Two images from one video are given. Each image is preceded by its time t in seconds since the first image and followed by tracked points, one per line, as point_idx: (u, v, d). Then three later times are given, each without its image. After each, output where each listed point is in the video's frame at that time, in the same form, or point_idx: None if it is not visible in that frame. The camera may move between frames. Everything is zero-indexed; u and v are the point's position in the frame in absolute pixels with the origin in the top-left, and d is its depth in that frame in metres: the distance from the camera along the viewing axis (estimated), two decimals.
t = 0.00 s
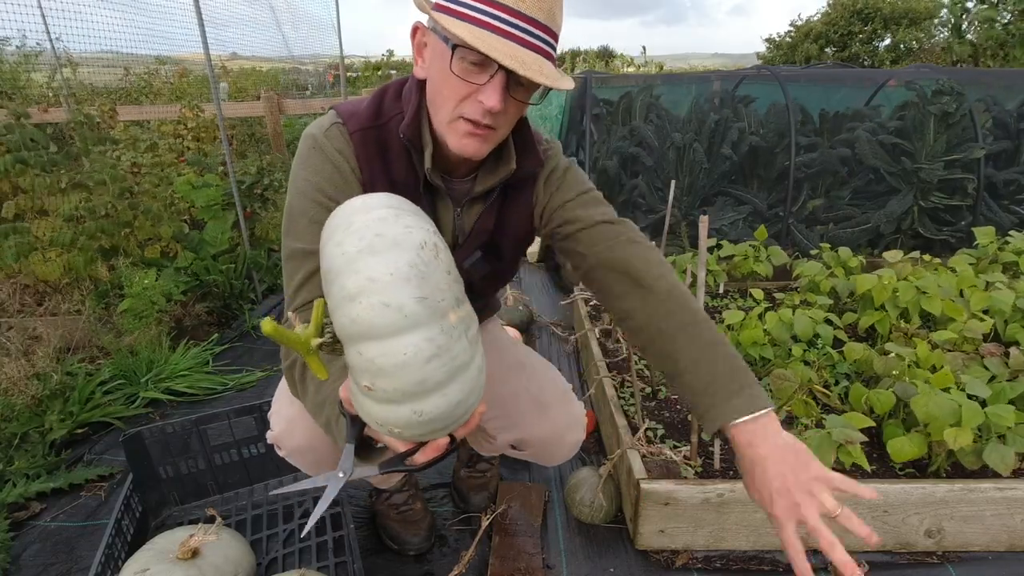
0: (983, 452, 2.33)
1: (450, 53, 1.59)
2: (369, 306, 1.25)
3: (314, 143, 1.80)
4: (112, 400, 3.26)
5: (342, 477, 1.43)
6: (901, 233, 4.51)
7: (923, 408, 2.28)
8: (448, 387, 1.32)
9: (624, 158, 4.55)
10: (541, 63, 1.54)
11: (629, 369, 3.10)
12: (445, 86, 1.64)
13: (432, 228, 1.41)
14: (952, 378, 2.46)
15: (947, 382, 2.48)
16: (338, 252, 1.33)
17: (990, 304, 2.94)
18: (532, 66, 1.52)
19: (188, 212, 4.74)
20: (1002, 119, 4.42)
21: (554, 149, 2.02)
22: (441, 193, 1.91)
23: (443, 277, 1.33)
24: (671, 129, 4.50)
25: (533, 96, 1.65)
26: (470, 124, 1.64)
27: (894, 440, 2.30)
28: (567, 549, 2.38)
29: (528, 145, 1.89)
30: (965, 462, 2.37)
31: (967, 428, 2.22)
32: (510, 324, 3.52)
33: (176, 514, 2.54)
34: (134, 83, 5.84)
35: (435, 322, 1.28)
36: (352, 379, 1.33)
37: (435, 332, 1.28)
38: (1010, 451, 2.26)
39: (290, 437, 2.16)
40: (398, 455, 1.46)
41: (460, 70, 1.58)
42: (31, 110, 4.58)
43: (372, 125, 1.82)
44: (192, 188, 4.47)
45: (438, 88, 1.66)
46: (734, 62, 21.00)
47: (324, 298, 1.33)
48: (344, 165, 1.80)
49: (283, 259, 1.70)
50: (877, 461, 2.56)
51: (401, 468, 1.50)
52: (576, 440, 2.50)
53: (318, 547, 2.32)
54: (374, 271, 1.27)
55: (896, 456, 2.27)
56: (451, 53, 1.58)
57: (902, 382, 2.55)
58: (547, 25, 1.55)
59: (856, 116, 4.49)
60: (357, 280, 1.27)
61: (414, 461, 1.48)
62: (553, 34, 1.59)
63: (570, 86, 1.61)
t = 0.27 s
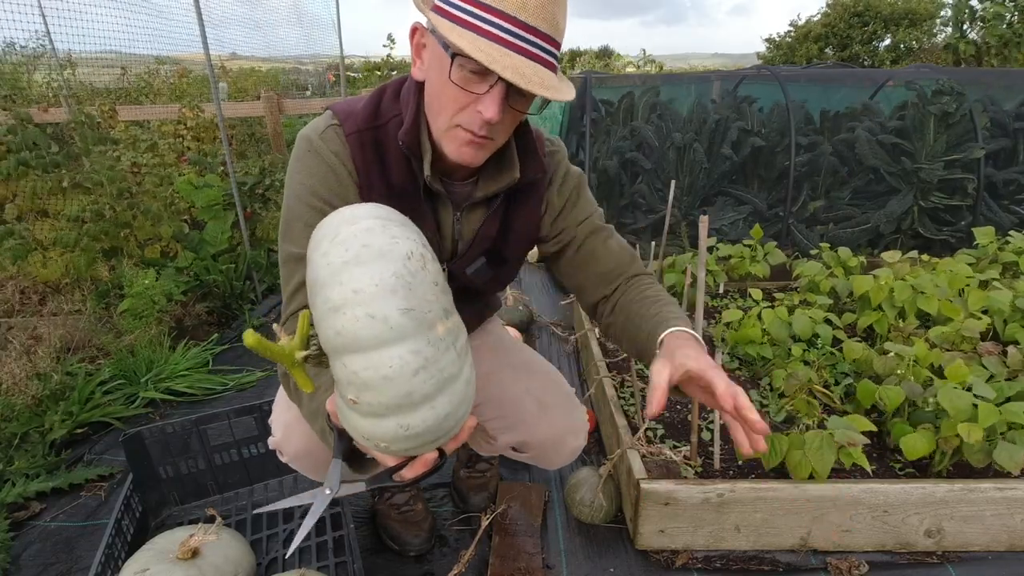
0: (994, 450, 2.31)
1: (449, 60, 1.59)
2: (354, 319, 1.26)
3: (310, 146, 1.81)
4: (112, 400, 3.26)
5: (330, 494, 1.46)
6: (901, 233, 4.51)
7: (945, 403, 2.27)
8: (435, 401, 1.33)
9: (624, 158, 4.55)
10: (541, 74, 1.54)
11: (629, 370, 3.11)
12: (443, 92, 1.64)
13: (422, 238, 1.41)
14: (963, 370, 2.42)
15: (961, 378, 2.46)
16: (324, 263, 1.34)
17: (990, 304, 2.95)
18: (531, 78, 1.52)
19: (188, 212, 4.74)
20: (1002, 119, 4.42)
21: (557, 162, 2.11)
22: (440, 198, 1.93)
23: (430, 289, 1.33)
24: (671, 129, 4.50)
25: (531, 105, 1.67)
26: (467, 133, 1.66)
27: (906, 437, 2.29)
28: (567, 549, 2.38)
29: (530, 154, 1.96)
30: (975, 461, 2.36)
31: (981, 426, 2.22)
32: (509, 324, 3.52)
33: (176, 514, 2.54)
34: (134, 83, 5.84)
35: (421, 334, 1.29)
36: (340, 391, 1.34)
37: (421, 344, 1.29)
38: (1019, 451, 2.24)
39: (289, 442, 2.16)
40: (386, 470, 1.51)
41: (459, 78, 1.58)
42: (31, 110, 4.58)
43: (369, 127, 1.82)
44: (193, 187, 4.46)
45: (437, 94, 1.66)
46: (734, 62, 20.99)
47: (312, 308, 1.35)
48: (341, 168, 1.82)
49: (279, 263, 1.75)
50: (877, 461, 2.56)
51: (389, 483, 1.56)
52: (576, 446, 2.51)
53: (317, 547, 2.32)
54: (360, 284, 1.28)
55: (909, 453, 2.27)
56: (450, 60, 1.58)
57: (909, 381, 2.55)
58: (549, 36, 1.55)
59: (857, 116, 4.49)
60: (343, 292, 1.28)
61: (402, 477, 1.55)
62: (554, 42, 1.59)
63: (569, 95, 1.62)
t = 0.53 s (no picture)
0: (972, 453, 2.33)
1: (454, 63, 1.58)
2: (364, 351, 1.27)
3: (312, 146, 1.81)
4: (112, 400, 3.26)
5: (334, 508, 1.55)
6: (901, 233, 4.50)
7: (910, 411, 2.29)
8: (444, 428, 1.35)
9: (624, 158, 4.55)
10: (545, 78, 1.54)
11: (629, 369, 3.11)
12: (448, 94, 1.64)
13: (431, 257, 1.40)
14: (928, 381, 2.41)
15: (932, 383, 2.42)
16: (331, 287, 1.34)
17: (990, 304, 2.95)
18: (535, 82, 1.52)
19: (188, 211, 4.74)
20: (1002, 119, 4.42)
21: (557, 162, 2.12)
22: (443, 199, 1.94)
23: (440, 315, 1.32)
24: (672, 129, 4.50)
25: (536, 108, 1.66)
26: (471, 135, 1.66)
27: (887, 442, 2.30)
28: (567, 549, 2.38)
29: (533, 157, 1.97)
30: (959, 464, 2.38)
31: (956, 432, 2.22)
32: (509, 324, 3.52)
33: (176, 514, 2.54)
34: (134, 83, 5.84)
35: (431, 364, 1.30)
36: (350, 416, 1.37)
37: (431, 374, 1.30)
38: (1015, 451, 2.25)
39: (292, 441, 2.16)
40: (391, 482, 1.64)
41: (464, 81, 1.58)
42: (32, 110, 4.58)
43: (371, 127, 1.82)
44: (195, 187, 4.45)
45: (441, 96, 1.66)
46: (734, 62, 20.98)
47: (320, 334, 1.36)
48: (343, 168, 1.81)
49: (284, 263, 1.79)
50: (877, 461, 2.56)
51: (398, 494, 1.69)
52: (581, 437, 2.50)
53: (318, 547, 2.32)
54: (369, 313, 1.28)
55: (890, 457, 2.27)
56: (455, 63, 1.58)
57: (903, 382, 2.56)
58: (554, 39, 1.55)
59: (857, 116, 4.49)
60: (351, 321, 1.29)
61: (408, 488, 1.69)
62: (558, 45, 1.58)
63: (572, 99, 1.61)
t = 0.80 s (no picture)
0: (988, 451, 2.32)
1: (454, 63, 1.58)
2: (360, 396, 1.28)
3: (313, 147, 1.82)
4: (112, 401, 3.26)
5: (319, 521, 1.73)
6: (901, 233, 4.51)
7: (929, 405, 2.28)
8: (432, 472, 1.37)
9: (624, 157, 4.54)
10: (545, 77, 1.54)
11: (629, 370, 3.11)
12: (448, 96, 1.64)
13: (434, 296, 1.39)
14: (956, 374, 2.44)
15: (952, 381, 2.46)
16: (332, 322, 1.33)
17: (990, 304, 2.95)
18: (536, 82, 1.52)
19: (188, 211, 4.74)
20: (1002, 119, 4.42)
21: (557, 160, 2.12)
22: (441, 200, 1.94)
23: (439, 363, 1.33)
24: (672, 129, 4.50)
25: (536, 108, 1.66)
26: (472, 135, 1.67)
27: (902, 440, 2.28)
28: (567, 549, 2.38)
29: (533, 157, 1.98)
30: (970, 461, 2.36)
31: (972, 426, 2.24)
32: (509, 324, 3.52)
33: (176, 514, 2.54)
34: (134, 83, 5.84)
35: (426, 413, 1.32)
36: (341, 451, 1.39)
37: (424, 423, 1.32)
38: (1016, 451, 2.25)
39: (287, 441, 2.17)
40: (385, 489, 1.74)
41: (463, 82, 1.58)
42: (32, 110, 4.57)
43: (371, 128, 1.83)
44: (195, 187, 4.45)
45: (441, 97, 1.67)
46: (734, 62, 20.97)
47: (318, 368, 1.36)
48: (343, 168, 1.82)
49: (283, 263, 1.80)
50: (877, 461, 2.56)
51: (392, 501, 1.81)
52: (580, 445, 2.48)
53: (318, 548, 2.32)
54: (368, 357, 1.28)
55: (905, 456, 2.26)
56: (455, 64, 1.58)
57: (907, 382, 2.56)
58: (552, 38, 1.54)
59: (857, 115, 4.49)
60: (350, 364, 1.29)
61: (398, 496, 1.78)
62: (557, 42, 1.58)
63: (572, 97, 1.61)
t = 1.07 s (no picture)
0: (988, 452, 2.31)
1: (474, 72, 1.58)
2: (400, 425, 1.26)
3: (320, 149, 1.81)
4: (112, 400, 3.26)
5: (342, 535, 1.72)
6: (901, 233, 4.51)
7: (928, 405, 2.30)
8: (468, 495, 1.36)
9: (624, 157, 4.54)
10: (565, 88, 1.55)
11: (629, 370, 3.11)
12: (465, 104, 1.64)
13: (471, 319, 1.37)
14: (953, 374, 2.44)
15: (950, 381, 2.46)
16: (369, 346, 1.30)
17: (990, 304, 2.94)
18: (556, 93, 1.53)
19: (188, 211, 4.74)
20: (1002, 119, 4.42)
21: (564, 164, 2.12)
22: (450, 204, 1.94)
23: (478, 389, 1.31)
24: (672, 129, 4.49)
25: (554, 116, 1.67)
26: (488, 144, 1.67)
27: (900, 439, 2.29)
28: (567, 549, 2.38)
29: (539, 161, 1.98)
30: (970, 462, 2.37)
31: (971, 427, 2.22)
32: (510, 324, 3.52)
33: (176, 514, 2.54)
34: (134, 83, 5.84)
35: (463, 440, 1.30)
36: (375, 475, 1.37)
37: (462, 448, 1.30)
38: (1013, 452, 2.24)
39: (297, 448, 2.17)
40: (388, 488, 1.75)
41: (483, 92, 1.58)
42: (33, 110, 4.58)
43: (380, 129, 1.82)
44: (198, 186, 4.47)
45: (457, 106, 1.66)
46: (734, 62, 20.96)
47: (353, 393, 1.33)
48: (351, 170, 1.81)
49: (290, 264, 1.80)
50: (877, 461, 2.56)
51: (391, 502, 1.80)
52: (580, 442, 2.49)
53: (318, 548, 2.32)
54: (408, 386, 1.26)
55: (904, 455, 2.26)
56: (475, 74, 1.57)
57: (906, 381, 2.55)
58: (571, 49, 1.55)
59: (857, 116, 4.49)
60: (389, 392, 1.26)
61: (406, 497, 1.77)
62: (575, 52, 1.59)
63: (589, 108, 1.62)
